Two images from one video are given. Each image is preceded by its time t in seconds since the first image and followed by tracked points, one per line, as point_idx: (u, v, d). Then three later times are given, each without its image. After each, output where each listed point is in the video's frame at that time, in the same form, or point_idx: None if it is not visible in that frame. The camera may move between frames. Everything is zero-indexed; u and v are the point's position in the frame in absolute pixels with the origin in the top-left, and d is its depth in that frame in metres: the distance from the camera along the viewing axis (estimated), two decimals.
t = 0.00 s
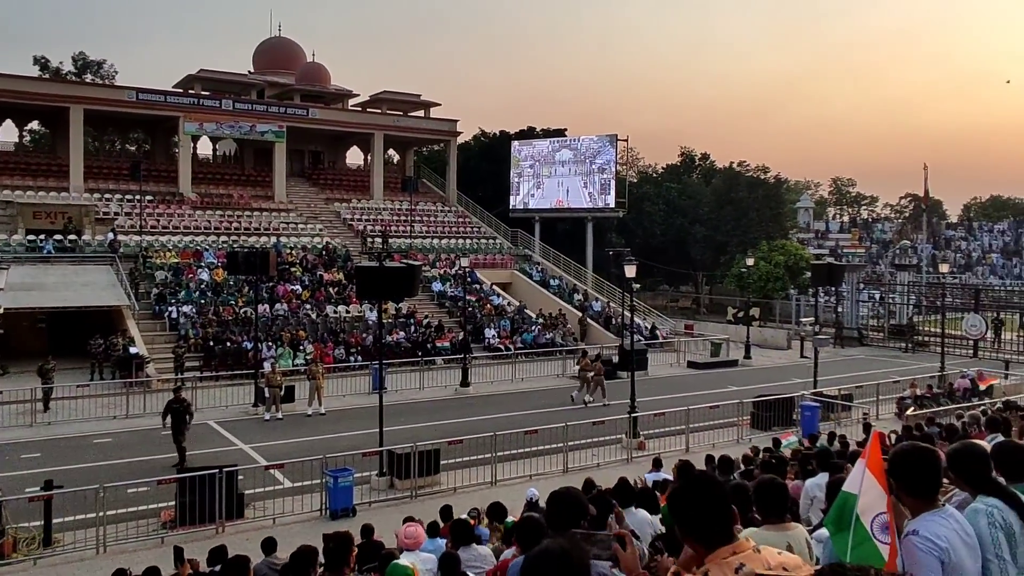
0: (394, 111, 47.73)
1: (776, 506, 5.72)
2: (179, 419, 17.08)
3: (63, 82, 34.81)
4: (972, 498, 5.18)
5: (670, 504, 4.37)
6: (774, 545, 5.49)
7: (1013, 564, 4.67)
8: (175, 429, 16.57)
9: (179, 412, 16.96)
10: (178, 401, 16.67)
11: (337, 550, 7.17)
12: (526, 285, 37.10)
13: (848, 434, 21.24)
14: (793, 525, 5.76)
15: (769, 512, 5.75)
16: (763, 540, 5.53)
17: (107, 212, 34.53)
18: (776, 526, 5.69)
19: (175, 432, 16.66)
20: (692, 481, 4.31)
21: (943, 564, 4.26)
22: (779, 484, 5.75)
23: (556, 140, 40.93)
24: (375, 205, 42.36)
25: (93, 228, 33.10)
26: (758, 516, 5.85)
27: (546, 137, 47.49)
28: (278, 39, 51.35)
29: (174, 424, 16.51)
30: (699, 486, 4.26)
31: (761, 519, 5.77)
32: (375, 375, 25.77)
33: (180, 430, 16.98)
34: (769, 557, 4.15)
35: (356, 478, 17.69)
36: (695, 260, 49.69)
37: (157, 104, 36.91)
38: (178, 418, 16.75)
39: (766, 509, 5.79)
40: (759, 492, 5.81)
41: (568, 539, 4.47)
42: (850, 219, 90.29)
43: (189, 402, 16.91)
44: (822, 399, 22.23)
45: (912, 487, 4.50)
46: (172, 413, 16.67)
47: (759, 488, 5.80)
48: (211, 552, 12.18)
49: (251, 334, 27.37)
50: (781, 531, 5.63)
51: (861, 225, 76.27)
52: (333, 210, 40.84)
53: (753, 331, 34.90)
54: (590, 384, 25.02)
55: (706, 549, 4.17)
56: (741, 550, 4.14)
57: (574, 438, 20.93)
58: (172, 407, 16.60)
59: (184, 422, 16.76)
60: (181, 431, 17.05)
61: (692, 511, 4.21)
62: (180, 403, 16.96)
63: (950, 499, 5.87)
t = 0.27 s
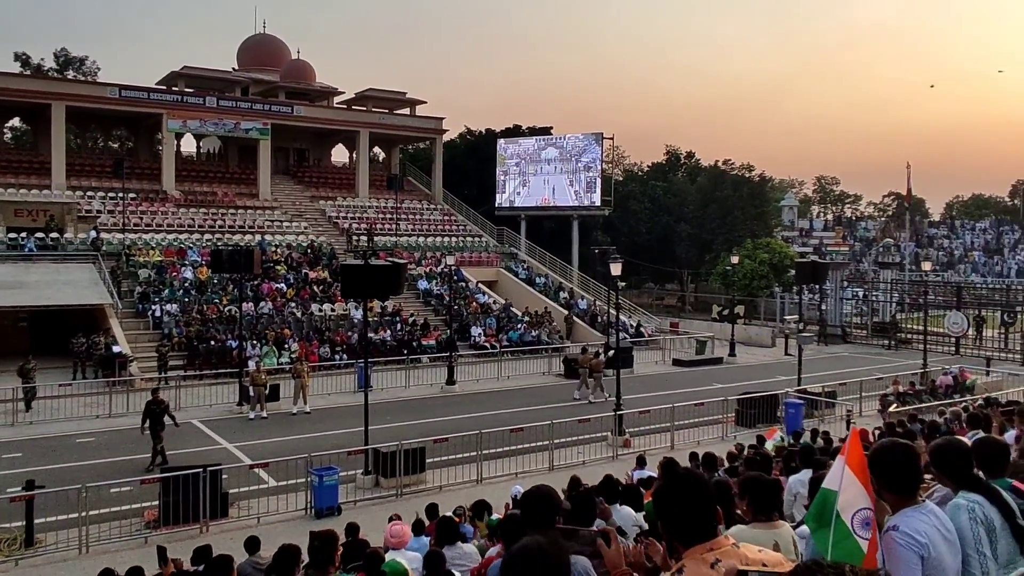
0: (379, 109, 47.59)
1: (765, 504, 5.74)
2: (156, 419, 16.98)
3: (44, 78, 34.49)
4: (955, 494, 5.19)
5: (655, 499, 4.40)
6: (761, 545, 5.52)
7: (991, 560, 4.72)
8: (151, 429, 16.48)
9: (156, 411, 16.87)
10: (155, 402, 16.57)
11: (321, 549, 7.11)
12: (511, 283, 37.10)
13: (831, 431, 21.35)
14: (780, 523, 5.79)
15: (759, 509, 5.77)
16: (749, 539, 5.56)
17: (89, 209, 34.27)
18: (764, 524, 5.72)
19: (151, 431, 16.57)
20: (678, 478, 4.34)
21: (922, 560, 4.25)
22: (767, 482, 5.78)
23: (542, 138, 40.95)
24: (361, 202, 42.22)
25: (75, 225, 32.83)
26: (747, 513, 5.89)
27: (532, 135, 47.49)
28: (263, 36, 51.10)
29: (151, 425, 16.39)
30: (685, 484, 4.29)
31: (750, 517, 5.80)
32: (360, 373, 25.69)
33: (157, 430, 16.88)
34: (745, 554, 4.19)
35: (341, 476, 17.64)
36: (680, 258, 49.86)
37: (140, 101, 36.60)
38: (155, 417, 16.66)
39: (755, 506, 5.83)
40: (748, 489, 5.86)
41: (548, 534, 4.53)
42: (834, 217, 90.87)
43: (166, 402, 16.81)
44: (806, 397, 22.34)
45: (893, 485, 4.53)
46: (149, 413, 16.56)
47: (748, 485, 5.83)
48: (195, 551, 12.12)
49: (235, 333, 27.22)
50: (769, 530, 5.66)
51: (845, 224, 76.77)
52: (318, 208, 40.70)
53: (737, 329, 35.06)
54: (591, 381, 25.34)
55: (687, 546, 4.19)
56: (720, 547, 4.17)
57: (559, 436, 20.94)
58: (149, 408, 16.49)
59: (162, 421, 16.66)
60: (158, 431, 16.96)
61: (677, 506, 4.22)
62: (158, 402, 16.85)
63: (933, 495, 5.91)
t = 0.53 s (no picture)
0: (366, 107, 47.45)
1: (753, 503, 5.77)
2: (133, 419, 16.84)
3: (27, 76, 34.20)
4: (939, 491, 5.24)
5: (641, 495, 4.42)
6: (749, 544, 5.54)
7: (974, 557, 4.75)
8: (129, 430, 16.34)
9: (134, 411, 16.76)
10: (132, 403, 16.44)
11: (304, 548, 7.14)
12: (499, 281, 37.11)
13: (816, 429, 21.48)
14: (768, 523, 5.81)
15: (748, 508, 5.79)
16: (736, 537, 5.60)
17: (73, 208, 34.04)
18: (753, 524, 5.74)
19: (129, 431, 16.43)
20: (665, 473, 4.37)
21: (905, 556, 4.28)
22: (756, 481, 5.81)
23: (529, 136, 40.95)
24: (347, 201, 42.10)
25: (59, 224, 32.59)
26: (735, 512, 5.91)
27: (519, 134, 47.50)
28: (248, 33, 50.86)
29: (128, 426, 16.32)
30: (671, 478, 4.32)
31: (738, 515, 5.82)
32: (347, 372, 25.63)
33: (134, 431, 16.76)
34: (728, 549, 4.19)
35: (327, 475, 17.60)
36: (667, 257, 50.04)
37: (124, 99, 36.38)
38: (133, 417, 16.54)
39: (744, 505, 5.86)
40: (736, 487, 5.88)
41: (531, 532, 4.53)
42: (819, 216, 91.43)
43: (143, 402, 16.68)
44: (791, 394, 22.45)
45: (877, 481, 4.56)
46: (127, 415, 16.43)
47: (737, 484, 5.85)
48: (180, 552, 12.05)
49: (221, 332, 27.10)
50: (756, 530, 5.68)
51: (830, 222, 77.21)
52: (304, 206, 40.56)
53: (723, 327, 35.22)
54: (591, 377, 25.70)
55: (670, 539, 4.21)
56: (704, 540, 4.19)
57: (546, 434, 20.97)
58: (127, 409, 16.40)
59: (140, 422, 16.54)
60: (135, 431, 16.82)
61: (664, 499, 4.25)
62: (135, 403, 16.71)
63: (917, 493, 5.95)
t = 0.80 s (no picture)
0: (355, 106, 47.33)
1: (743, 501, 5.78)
2: (113, 420, 16.60)
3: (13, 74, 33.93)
4: (926, 488, 5.26)
5: (629, 492, 4.43)
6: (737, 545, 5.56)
7: (959, 555, 4.77)
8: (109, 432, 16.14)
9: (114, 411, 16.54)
10: (111, 404, 16.20)
11: (294, 547, 7.11)
12: (488, 281, 37.09)
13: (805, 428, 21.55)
14: (756, 521, 5.83)
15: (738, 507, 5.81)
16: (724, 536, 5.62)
17: (60, 207, 33.82)
18: (741, 522, 5.76)
19: (108, 433, 16.22)
20: (652, 471, 4.38)
21: (891, 554, 4.30)
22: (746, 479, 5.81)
23: (519, 136, 40.94)
24: (336, 200, 41.98)
25: (45, 223, 32.38)
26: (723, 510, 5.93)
27: (509, 133, 47.48)
28: (237, 32, 50.64)
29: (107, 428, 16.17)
30: (657, 476, 4.33)
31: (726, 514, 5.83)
32: (336, 372, 25.54)
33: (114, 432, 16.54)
34: (714, 546, 4.21)
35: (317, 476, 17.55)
36: (656, 256, 50.12)
37: (111, 97, 36.24)
38: (112, 418, 16.30)
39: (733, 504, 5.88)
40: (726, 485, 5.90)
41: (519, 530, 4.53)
42: (808, 216, 91.83)
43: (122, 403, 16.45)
44: (780, 393, 22.50)
45: (861, 480, 4.58)
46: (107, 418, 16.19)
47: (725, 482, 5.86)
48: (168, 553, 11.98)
49: (209, 332, 26.97)
50: (744, 528, 5.70)
51: (818, 222, 77.60)
52: (293, 206, 40.43)
53: (713, 326, 35.32)
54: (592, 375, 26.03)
55: (657, 536, 4.23)
56: (690, 536, 4.21)
57: (535, 434, 20.97)
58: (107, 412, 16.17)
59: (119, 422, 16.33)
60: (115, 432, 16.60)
61: (649, 497, 4.27)
62: (114, 405, 16.40)
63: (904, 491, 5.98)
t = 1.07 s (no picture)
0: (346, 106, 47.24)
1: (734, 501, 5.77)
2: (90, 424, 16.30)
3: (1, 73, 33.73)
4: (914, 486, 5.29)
5: (620, 490, 4.44)
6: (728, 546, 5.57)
7: (950, 552, 4.80)
8: (86, 436, 15.87)
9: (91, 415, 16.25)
10: (87, 405, 15.92)
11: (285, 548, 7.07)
12: (480, 281, 37.09)
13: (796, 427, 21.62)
14: (746, 520, 5.84)
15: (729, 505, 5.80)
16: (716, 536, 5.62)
17: (48, 206, 33.63)
18: (732, 521, 5.76)
19: (86, 437, 15.94)
20: (642, 468, 4.39)
21: (880, 551, 4.32)
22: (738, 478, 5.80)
23: (510, 136, 40.95)
24: (327, 200, 41.89)
25: (34, 223, 32.21)
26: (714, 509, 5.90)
27: (501, 133, 47.46)
28: (227, 31, 50.48)
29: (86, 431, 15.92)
30: (647, 473, 4.34)
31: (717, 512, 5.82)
32: (327, 372, 25.49)
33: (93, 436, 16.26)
34: (705, 543, 4.22)
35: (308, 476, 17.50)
36: (647, 256, 50.22)
37: (100, 96, 36.05)
38: (89, 422, 16.01)
39: (725, 503, 5.87)
40: (720, 485, 5.86)
41: (509, 529, 4.52)
42: (799, 216, 92.20)
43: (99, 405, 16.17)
44: (771, 392, 22.56)
45: (851, 476, 4.60)
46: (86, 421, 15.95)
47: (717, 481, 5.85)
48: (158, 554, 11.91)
49: (200, 331, 26.87)
50: (735, 527, 5.71)
51: (809, 221, 77.89)
52: (284, 205, 40.33)
53: (704, 326, 35.41)
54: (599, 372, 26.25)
55: (647, 533, 4.25)
56: (680, 533, 4.22)
57: (527, 433, 20.97)
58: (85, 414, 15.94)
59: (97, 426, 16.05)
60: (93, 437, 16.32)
61: (641, 493, 4.28)
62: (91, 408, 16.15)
63: (893, 489, 6.01)
